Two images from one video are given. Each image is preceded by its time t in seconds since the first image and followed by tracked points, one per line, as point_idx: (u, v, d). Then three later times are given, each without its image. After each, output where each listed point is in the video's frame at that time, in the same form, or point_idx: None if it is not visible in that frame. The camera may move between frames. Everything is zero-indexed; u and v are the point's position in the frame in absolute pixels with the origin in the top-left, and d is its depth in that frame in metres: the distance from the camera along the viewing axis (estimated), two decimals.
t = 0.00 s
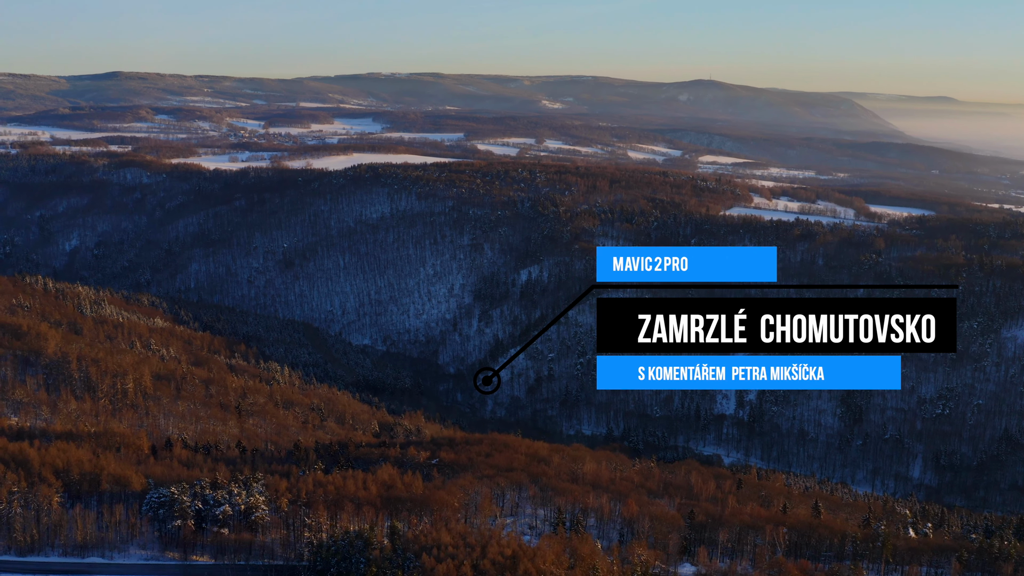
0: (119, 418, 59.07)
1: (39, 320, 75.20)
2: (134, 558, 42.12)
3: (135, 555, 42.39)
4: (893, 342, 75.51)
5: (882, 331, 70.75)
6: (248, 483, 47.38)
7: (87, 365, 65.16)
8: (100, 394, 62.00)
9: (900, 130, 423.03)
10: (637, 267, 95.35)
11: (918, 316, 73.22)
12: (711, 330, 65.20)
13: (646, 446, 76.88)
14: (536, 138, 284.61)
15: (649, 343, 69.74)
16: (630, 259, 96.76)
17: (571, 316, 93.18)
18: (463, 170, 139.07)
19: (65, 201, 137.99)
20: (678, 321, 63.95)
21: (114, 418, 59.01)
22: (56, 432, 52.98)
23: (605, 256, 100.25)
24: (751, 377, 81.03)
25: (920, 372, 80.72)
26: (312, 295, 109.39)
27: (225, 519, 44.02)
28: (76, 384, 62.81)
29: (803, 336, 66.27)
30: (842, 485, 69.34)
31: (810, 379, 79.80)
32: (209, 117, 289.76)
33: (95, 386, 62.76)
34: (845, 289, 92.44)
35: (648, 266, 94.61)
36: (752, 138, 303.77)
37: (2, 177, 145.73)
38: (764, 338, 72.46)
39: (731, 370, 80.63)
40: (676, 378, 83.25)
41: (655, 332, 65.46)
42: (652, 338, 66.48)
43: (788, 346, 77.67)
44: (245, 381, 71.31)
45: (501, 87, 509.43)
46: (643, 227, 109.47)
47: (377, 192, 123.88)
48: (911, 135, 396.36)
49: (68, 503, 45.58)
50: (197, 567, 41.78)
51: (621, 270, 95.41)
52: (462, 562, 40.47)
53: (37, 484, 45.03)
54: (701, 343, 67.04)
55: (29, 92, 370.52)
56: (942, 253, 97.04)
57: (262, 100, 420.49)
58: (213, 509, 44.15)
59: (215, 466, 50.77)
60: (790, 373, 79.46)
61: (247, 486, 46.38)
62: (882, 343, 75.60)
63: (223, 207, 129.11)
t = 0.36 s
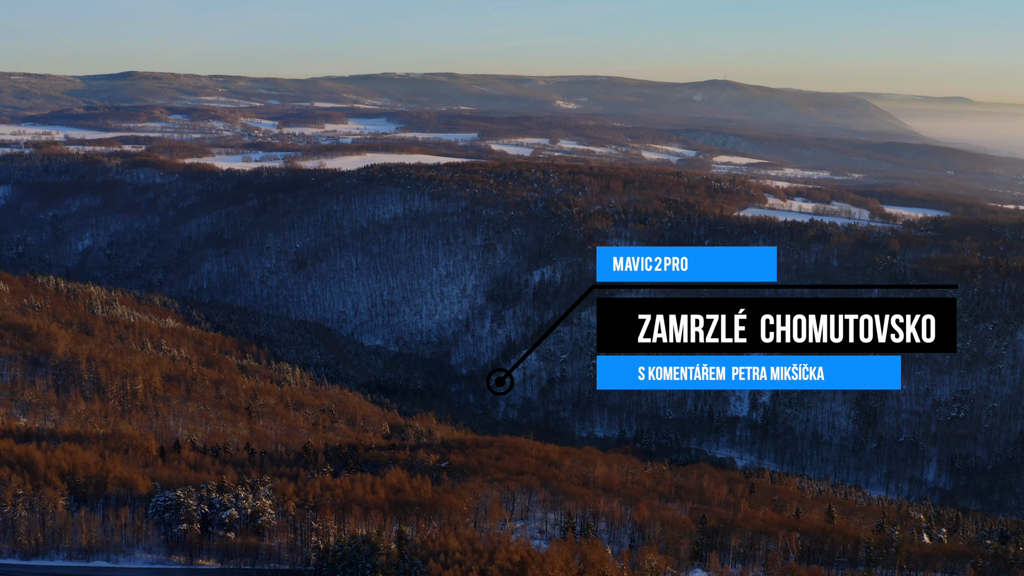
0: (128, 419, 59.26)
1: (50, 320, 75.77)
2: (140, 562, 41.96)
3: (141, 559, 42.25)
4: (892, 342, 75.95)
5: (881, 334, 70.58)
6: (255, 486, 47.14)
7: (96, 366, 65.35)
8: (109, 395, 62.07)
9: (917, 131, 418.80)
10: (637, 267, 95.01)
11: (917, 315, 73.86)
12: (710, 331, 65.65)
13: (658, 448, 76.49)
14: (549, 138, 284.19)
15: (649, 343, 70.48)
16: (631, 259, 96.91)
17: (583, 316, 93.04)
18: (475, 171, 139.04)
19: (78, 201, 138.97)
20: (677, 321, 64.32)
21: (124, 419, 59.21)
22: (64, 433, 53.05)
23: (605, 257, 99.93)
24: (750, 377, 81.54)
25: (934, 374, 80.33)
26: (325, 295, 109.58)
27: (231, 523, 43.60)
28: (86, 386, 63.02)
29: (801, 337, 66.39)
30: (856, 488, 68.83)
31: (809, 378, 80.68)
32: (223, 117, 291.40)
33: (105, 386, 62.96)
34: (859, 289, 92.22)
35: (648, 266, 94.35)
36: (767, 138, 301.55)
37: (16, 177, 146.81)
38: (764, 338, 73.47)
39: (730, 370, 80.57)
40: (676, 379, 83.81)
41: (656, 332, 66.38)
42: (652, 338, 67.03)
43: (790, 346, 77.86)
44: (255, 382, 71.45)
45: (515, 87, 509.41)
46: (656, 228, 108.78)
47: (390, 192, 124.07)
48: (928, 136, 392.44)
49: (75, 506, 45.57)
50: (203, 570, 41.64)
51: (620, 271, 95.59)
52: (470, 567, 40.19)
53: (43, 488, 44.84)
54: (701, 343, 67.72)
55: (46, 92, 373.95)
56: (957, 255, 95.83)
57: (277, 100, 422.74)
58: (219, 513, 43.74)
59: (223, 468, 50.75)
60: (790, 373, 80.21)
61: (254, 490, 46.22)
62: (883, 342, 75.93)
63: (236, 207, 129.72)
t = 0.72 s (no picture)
0: (137, 421, 59.44)
1: (61, 321, 76.25)
2: (145, 566, 41.53)
3: (147, 562, 41.82)
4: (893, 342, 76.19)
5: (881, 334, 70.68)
6: (262, 490, 47.14)
7: (106, 367, 65.56)
8: (119, 396, 62.25)
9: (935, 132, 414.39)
10: (637, 267, 95.68)
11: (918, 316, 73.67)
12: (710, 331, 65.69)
13: (671, 450, 76.24)
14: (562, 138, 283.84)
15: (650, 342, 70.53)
16: (630, 259, 97.19)
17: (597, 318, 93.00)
18: (489, 171, 139.05)
19: (92, 202, 140.03)
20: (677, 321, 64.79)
21: (133, 420, 59.40)
22: (73, 435, 53.08)
23: (605, 257, 100.12)
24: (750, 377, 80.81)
25: (949, 377, 79.43)
26: (337, 295, 109.87)
27: (238, 527, 43.75)
28: (96, 387, 63.25)
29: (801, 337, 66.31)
30: (870, 492, 68.20)
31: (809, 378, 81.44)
32: (238, 118, 293.19)
33: (114, 387, 63.08)
34: (873, 290, 92.13)
35: (648, 266, 95.12)
36: (782, 138, 299.43)
37: (31, 177, 148.05)
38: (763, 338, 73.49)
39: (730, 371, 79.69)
40: (676, 379, 84.12)
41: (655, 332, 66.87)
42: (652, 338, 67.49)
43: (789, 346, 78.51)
44: (266, 383, 71.60)
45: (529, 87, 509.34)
46: (670, 229, 108.07)
47: (403, 192, 124.29)
48: (946, 137, 388.35)
49: (80, 509, 45.37)
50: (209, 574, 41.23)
51: (620, 270, 96.52)
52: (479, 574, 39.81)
53: (48, 490, 44.71)
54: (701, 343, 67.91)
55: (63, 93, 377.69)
56: (972, 256, 94.59)
57: (292, 100, 425.07)
58: (225, 517, 43.87)
59: (231, 471, 50.74)
60: (790, 373, 80.97)
61: (261, 494, 46.04)
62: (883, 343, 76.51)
63: (250, 207, 130.33)
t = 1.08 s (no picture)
0: (147, 422, 59.67)
1: (72, 321, 76.74)
2: (150, 570, 41.50)
3: (152, 566, 41.81)
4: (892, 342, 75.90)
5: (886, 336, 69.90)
6: (269, 494, 47.09)
7: (115, 368, 65.73)
8: (128, 398, 62.47)
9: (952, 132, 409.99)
10: (637, 267, 96.68)
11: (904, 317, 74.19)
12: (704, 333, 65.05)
13: (684, 453, 76.11)
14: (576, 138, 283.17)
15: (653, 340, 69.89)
16: (630, 259, 98.07)
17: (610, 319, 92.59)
18: (501, 171, 138.85)
19: (104, 202, 140.86)
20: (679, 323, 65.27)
21: (143, 422, 59.63)
22: (80, 436, 53.27)
23: (605, 257, 100.31)
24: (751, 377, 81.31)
25: (964, 379, 78.09)
26: (349, 296, 110.06)
27: (243, 532, 43.08)
28: (105, 387, 63.49)
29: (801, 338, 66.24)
30: (884, 496, 67.84)
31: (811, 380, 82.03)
32: (252, 118, 294.86)
33: (124, 388, 63.37)
34: (887, 291, 90.19)
35: (648, 266, 95.98)
36: (796, 138, 297.04)
37: (44, 177, 149.16)
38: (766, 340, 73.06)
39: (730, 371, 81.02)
40: (676, 379, 84.71)
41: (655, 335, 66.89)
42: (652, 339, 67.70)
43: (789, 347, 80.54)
44: (276, 384, 71.70)
45: (542, 87, 508.84)
46: (684, 230, 107.36)
47: (416, 192, 124.43)
48: (963, 138, 384.02)
49: (85, 513, 45.42)
50: None
51: (621, 270, 96.71)
52: None
53: (53, 493, 44.77)
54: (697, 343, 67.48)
55: (79, 93, 381.20)
56: (988, 258, 93.14)
57: (306, 100, 426.96)
58: (231, 521, 43.44)
59: (239, 474, 50.76)
60: (790, 373, 83.20)
61: (268, 498, 45.87)
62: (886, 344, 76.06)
63: (262, 208, 130.80)
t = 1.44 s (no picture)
0: (156, 424, 59.88)
1: (84, 322, 77.17)
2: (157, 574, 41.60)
3: (158, 570, 41.95)
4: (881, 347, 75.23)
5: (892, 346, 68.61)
6: (276, 497, 46.93)
7: (125, 369, 65.92)
8: (138, 398, 62.71)
9: (970, 133, 405.09)
10: (637, 268, 100.48)
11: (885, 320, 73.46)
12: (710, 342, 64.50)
13: (698, 456, 75.67)
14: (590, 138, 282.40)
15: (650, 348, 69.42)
16: (630, 260, 101.06)
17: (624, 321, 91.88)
18: (514, 172, 138.67)
19: (118, 201, 141.82)
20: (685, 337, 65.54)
21: (152, 423, 59.85)
22: (89, 438, 53.54)
23: (605, 256, 101.89)
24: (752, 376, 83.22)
25: (980, 382, 77.16)
26: (362, 297, 110.15)
27: (251, 536, 43.29)
28: (115, 389, 63.75)
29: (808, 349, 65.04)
30: (898, 499, 66.99)
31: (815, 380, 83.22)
32: (267, 118, 296.48)
33: (134, 389, 63.63)
34: (902, 290, 88.08)
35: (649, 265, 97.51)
36: (812, 139, 294.53)
37: (58, 177, 150.29)
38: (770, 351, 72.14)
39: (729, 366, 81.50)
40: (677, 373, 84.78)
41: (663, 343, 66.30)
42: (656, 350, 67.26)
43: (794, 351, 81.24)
44: (287, 386, 71.81)
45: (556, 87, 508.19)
46: (698, 231, 106.65)
47: (429, 193, 124.53)
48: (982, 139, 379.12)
49: (92, 516, 45.56)
50: None
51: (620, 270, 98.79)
52: None
53: (59, 497, 44.95)
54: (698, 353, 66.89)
55: (97, 93, 384.80)
56: (1006, 259, 91.66)
57: (320, 100, 428.92)
58: (238, 525, 43.36)
59: (247, 477, 50.79)
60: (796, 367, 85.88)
61: (276, 502, 45.74)
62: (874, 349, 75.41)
63: (276, 208, 131.37)
